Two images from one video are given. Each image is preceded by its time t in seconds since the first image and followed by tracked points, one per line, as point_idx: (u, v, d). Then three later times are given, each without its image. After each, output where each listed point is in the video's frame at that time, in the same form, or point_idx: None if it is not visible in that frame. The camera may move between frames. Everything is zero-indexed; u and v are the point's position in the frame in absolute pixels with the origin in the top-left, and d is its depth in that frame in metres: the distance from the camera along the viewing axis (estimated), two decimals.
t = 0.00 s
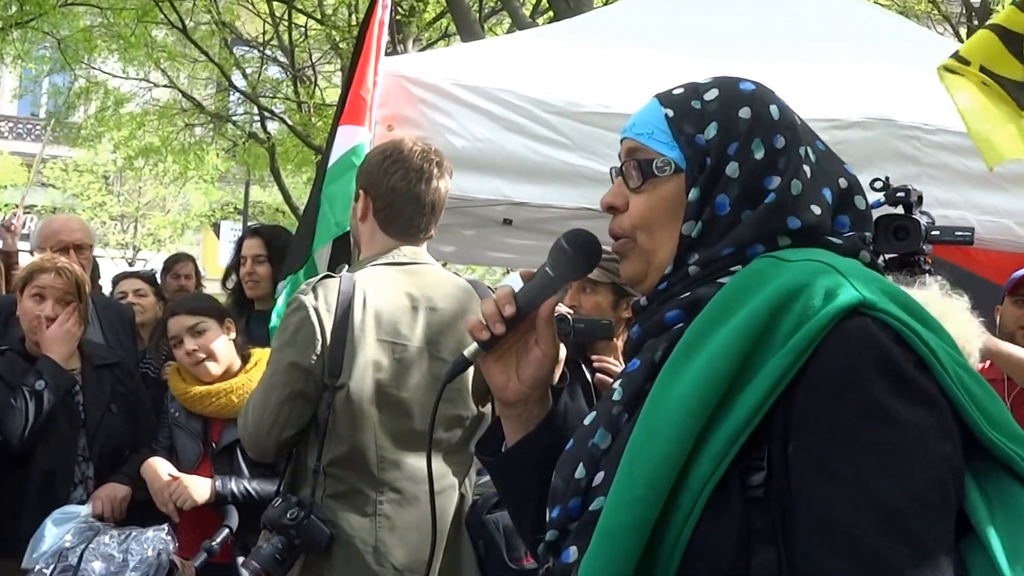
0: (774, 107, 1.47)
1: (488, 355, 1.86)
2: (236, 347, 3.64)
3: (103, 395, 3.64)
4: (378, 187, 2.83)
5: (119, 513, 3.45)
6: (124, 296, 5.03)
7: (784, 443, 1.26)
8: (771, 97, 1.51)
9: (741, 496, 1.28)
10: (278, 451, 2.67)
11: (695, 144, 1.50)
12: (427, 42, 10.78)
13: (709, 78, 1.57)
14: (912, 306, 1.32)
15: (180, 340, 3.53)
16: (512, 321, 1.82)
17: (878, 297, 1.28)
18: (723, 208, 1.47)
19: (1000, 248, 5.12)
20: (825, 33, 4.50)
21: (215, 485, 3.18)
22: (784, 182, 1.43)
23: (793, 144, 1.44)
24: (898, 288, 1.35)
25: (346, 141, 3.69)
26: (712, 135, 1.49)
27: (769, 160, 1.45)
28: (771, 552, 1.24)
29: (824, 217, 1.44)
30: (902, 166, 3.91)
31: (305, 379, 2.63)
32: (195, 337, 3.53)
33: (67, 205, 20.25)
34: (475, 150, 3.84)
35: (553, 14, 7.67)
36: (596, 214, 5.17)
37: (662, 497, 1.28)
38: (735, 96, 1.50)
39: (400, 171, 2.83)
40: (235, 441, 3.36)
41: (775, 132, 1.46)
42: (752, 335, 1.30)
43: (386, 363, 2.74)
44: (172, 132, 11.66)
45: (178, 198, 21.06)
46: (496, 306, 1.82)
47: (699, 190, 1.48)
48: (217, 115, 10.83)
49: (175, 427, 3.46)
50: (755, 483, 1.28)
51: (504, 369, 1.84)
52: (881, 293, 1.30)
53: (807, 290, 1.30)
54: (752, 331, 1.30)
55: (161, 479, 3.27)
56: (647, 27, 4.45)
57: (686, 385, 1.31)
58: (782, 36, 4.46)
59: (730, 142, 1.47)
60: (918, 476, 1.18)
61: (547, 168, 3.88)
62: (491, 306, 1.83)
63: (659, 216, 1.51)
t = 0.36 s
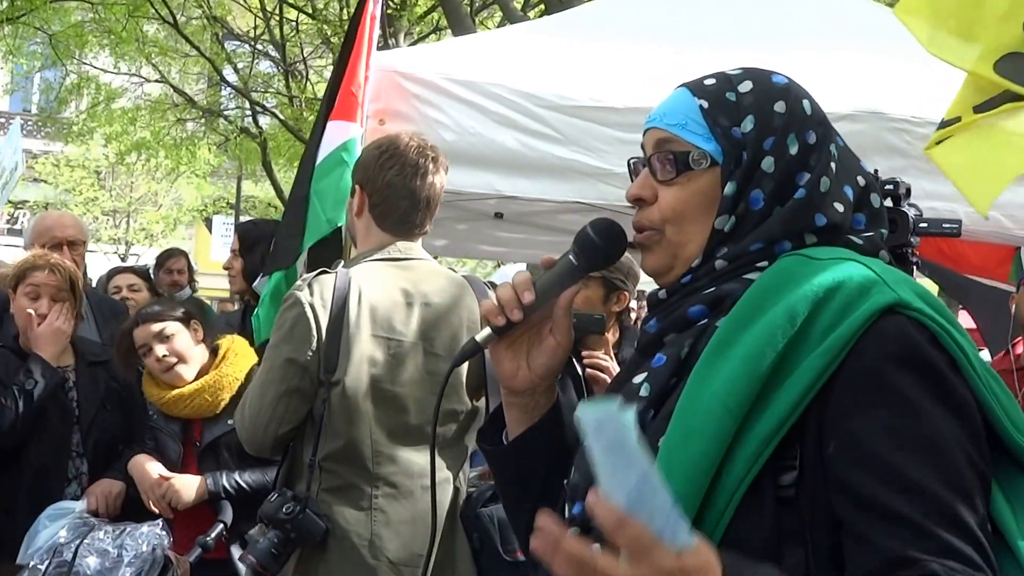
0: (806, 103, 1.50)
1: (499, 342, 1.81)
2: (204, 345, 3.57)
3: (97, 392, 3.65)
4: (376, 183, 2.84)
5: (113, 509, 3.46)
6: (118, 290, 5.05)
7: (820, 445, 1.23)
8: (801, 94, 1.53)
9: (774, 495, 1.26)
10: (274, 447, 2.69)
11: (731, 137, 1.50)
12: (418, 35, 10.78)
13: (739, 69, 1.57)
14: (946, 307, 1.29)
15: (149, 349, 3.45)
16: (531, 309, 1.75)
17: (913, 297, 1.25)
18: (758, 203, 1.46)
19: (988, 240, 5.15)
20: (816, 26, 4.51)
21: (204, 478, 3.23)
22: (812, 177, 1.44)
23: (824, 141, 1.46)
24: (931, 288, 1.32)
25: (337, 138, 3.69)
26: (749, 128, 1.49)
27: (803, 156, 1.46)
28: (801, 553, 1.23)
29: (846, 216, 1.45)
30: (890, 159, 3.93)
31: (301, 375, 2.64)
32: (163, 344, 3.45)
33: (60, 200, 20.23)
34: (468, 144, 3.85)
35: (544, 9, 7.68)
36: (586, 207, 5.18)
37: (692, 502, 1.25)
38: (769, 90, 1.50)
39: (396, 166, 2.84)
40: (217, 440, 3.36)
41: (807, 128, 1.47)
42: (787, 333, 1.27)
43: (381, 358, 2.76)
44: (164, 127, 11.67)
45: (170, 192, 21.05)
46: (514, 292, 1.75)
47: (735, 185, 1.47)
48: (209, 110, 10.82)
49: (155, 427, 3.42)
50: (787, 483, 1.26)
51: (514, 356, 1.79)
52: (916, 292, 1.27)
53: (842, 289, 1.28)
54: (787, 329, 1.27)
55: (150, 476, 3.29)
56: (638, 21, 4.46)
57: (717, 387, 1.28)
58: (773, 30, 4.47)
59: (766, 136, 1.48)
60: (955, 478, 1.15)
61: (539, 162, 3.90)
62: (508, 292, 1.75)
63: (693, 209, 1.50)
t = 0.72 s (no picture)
0: (800, 94, 1.49)
1: (496, 344, 1.82)
2: (185, 341, 3.53)
3: (91, 388, 3.64)
4: (369, 177, 2.85)
5: (107, 504, 3.45)
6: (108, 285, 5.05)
7: (813, 438, 1.24)
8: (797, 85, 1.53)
9: (765, 490, 1.26)
10: (270, 441, 2.69)
11: (727, 127, 1.50)
12: (409, 28, 10.75)
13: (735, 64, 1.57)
14: (936, 296, 1.30)
15: (131, 351, 3.40)
16: (525, 310, 1.76)
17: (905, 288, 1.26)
18: (754, 191, 1.46)
19: (979, 231, 5.16)
20: (807, 19, 4.52)
21: (197, 473, 3.22)
22: (803, 165, 1.44)
23: (818, 130, 1.46)
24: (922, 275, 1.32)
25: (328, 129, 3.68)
26: (743, 118, 1.49)
27: (797, 145, 1.46)
28: (794, 545, 1.24)
29: (839, 206, 1.45)
30: (881, 151, 3.94)
31: (296, 369, 2.65)
32: (145, 346, 3.40)
33: (52, 195, 20.19)
34: (460, 138, 3.84)
35: (536, 2, 7.68)
36: (578, 200, 5.19)
37: (685, 496, 1.26)
38: (762, 82, 1.50)
39: (390, 161, 2.84)
40: (204, 440, 3.34)
41: (802, 118, 1.47)
42: (779, 325, 1.28)
43: (376, 352, 2.76)
44: (156, 122, 11.65)
45: (162, 187, 21.02)
46: (507, 295, 1.77)
47: (730, 172, 1.48)
48: (200, 104, 10.81)
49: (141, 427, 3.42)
50: (778, 478, 1.26)
51: (512, 357, 1.81)
52: (908, 282, 1.28)
53: (833, 280, 1.28)
54: (779, 321, 1.28)
55: (144, 471, 3.30)
56: (629, 15, 4.46)
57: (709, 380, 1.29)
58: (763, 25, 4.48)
59: (760, 125, 1.48)
60: (946, 467, 1.16)
61: (531, 155, 3.89)
62: (502, 295, 1.78)
63: (688, 203, 1.51)
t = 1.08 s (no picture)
0: (770, 76, 1.44)
1: (494, 336, 1.84)
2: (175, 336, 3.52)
3: (84, 382, 3.62)
4: (359, 173, 2.84)
5: (100, 499, 3.45)
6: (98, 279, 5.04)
7: (794, 437, 1.24)
8: (777, 66, 1.47)
9: (747, 490, 1.26)
10: (263, 436, 2.69)
11: (685, 120, 1.49)
12: (400, 23, 10.72)
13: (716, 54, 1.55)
14: (923, 292, 1.31)
15: (120, 349, 3.39)
16: (518, 301, 1.80)
17: (889, 284, 1.26)
18: (711, 180, 1.44)
19: (971, 223, 5.17)
20: (799, 13, 4.52)
21: (190, 468, 3.24)
22: (778, 152, 1.39)
23: (786, 109, 1.40)
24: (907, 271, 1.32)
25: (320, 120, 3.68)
26: (701, 109, 1.48)
27: (760, 129, 1.41)
28: (777, 545, 1.23)
29: (830, 185, 1.38)
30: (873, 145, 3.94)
31: (289, 365, 2.66)
32: (134, 344, 3.39)
33: (43, 189, 20.13)
34: (452, 132, 3.84)
35: None
36: (570, 194, 5.19)
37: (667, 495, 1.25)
38: (730, 70, 1.47)
39: (380, 156, 2.84)
40: (197, 435, 3.35)
41: (768, 100, 1.42)
42: (762, 322, 1.27)
43: (369, 347, 2.77)
44: (147, 116, 11.62)
45: (153, 181, 20.98)
46: (502, 285, 1.81)
47: (687, 164, 1.46)
48: (192, 99, 10.78)
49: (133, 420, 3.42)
50: (761, 477, 1.26)
51: (508, 348, 1.82)
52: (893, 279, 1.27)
53: (817, 277, 1.28)
54: (762, 318, 1.27)
55: (137, 466, 3.30)
56: (621, 9, 4.46)
57: (692, 378, 1.28)
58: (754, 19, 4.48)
59: (717, 113, 1.45)
60: (924, 469, 1.16)
61: (523, 149, 3.89)
62: (497, 285, 1.81)
63: (661, 197, 1.52)
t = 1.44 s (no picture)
0: (731, 80, 1.41)
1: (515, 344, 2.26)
2: (167, 334, 3.51)
3: (76, 379, 3.60)
4: (349, 169, 2.85)
5: (92, 494, 3.46)
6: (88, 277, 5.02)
7: (743, 440, 1.23)
8: (745, 64, 1.44)
9: (702, 493, 1.27)
10: (255, 432, 2.70)
11: (654, 131, 1.48)
12: (392, 18, 10.69)
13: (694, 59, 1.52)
14: (888, 289, 1.29)
15: (111, 347, 3.38)
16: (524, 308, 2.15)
17: (844, 284, 1.25)
18: (677, 190, 1.43)
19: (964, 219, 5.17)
20: (790, 11, 4.53)
21: (182, 464, 3.24)
22: (736, 157, 1.37)
23: (744, 110, 1.37)
24: (875, 267, 1.30)
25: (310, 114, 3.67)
26: (666, 120, 1.46)
27: (721, 133, 1.39)
28: (731, 549, 1.23)
29: (797, 181, 1.35)
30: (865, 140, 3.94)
31: (281, 362, 2.65)
32: (125, 342, 3.37)
33: (35, 185, 20.06)
34: (443, 128, 3.84)
35: None
36: (562, 189, 5.20)
37: (618, 497, 1.29)
38: (697, 76, 1.45)
39: (371, 153, 2.85)
40: (190, 430, 3.37)
41: (728, 103, 1.40)
42: (711, 329, 1.29)
43: (361, 343, 2.77)
44: (138, 112, 11.59)
45: (145, 176, 20.94)
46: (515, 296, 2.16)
47: (652, 177, 1.47)
48: (183, 95, 10.75)
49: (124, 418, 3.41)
50: (717, 481, 1.26)
51: (525, 357, 2.25)
52: (847, 280, 1.25)
53: (767, 280, 1.27)
54: (711, 326, 1.29)
55: (130, 462, 3.29)
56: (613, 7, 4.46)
57: (647, 382, 1.31)
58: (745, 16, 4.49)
59: (680, 123, 1.44)
60: (865, 472, 1.15)
61: (515, 145, 3.89)
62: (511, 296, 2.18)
63: (635, 206, 1.56)
